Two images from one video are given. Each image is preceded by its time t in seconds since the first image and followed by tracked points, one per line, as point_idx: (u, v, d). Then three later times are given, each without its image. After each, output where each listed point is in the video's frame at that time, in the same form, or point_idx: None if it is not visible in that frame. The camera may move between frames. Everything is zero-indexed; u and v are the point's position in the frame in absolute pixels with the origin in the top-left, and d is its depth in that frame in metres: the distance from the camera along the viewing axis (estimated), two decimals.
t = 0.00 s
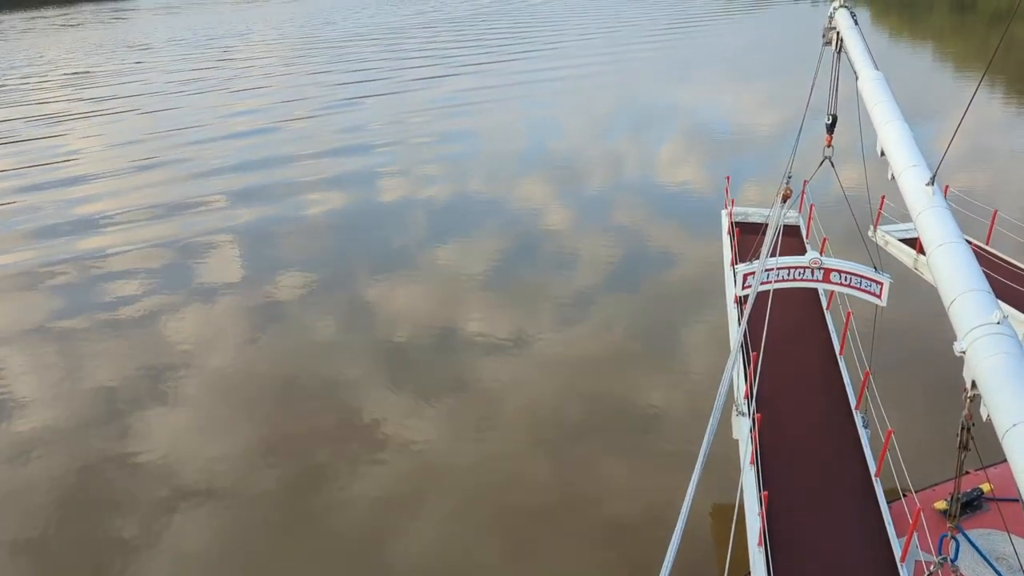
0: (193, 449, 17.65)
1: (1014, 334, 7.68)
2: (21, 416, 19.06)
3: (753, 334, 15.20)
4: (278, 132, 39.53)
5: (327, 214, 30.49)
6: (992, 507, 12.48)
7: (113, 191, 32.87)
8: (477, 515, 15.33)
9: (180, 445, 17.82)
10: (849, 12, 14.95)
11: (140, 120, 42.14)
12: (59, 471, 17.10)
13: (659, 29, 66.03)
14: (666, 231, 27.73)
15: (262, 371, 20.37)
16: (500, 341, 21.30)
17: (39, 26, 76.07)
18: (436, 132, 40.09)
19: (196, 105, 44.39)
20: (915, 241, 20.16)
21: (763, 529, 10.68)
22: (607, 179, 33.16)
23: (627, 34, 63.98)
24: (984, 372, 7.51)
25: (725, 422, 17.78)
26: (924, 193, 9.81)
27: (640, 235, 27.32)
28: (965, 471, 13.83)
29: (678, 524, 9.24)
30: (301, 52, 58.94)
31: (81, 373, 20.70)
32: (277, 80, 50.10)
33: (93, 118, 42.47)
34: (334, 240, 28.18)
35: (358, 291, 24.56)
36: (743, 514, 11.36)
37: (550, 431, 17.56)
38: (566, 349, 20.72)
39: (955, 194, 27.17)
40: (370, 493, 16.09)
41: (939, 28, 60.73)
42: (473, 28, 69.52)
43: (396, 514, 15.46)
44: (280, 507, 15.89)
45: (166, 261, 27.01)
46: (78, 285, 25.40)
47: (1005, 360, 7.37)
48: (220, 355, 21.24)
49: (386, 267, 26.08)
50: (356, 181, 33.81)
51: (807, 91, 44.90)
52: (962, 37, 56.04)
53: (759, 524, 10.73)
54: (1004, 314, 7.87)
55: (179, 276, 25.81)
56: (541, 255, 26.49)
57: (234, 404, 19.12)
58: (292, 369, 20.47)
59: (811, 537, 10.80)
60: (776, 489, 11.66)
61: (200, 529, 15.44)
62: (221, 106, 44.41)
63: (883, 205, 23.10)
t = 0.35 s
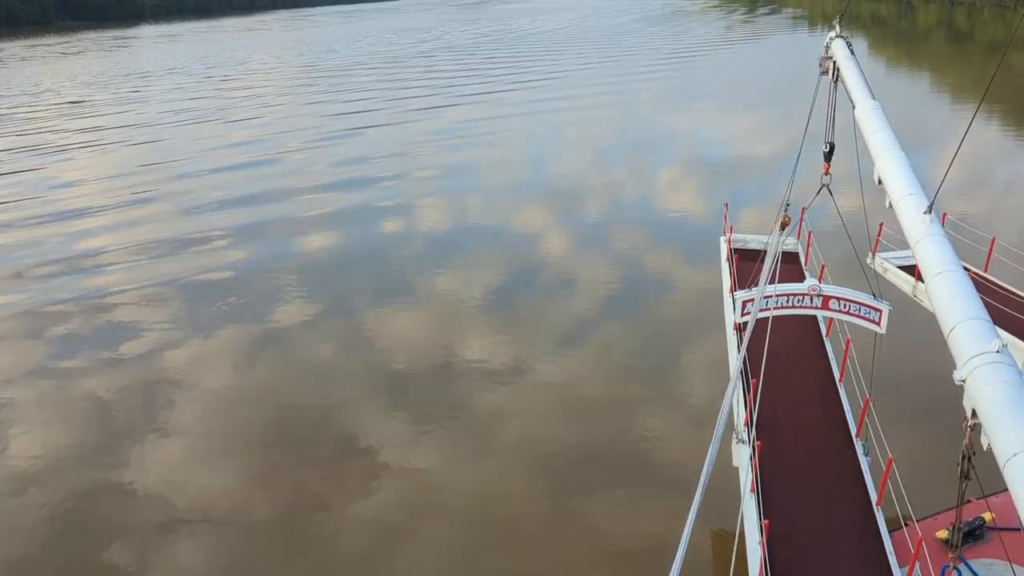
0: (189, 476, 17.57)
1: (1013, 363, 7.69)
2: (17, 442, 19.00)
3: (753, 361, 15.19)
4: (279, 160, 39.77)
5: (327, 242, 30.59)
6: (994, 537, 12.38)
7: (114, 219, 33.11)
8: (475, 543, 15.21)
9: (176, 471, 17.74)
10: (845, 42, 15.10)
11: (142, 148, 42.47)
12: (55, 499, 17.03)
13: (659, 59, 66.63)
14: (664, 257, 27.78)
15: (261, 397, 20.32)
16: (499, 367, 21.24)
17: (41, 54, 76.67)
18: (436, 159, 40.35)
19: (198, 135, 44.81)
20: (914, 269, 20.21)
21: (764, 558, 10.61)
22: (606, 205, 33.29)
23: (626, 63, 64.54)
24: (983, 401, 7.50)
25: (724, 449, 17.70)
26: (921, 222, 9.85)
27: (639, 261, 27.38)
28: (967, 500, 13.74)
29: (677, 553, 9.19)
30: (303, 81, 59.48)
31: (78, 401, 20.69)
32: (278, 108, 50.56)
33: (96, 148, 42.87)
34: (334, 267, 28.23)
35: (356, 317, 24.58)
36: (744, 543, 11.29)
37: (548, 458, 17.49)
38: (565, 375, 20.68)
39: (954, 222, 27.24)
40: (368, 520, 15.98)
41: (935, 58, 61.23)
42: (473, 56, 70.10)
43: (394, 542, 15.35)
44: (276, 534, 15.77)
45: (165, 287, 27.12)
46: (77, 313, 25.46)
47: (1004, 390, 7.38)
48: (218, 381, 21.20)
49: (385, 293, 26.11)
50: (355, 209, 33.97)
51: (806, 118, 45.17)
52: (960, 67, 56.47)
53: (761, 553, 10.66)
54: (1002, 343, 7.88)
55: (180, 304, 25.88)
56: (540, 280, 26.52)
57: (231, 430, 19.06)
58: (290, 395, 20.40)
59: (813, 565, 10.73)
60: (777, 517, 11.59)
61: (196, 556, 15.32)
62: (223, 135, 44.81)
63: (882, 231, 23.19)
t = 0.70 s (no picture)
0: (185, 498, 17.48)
1: (1014, 386, 7.68)
2: (13, 463, 18.87)
3: (753, 382, 15.19)
4: (279, 182, 39.85)
5: (327, 263, 30.59)
6: (997, 561, 12.28)
7: (115, 241, 33.17)
8: (473, 567, 15.12)
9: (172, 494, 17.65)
10: (843, 64, 15.18)
11: (143, 172, 42.62)
12: (52, 522, 16.89)
13: (659, 82, 67.01)
14: (664, 279, 27.79)
15: (260, 419, 20.27)
16: (498, 389, 21.19)
17: (42, 78, 76.99)
18: (436, 181, 40.49)
19: (199, 158, 45.05)
20: (914, 291, 20.21)
21: None
22: (605, 226, 33.36)
23: (626, 87, 64.93)
24: (984, 424, 7.48)
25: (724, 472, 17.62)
26: (920, 244, 9.87)
27: (638, 282, 27.39)
28: (969, 524, 13.64)
29: None
30: (304, 105, 59.80)
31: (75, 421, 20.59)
32: (279, 132, 50.87)
33: (98, 173, 43.08)
34: (334, 288, 28.20)
35: (355, 338, 24.52)
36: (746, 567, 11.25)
37: (547, 480, 17.39)
38: (565, 397, 20.63)
39: (952, 244, 27.29)
40: (366, 543, 15.88)
41: (934, 80, 61.60)
42: (474, 80, 70.56)
43: (392, 566, 15.25)
44: (273, 558, 15.67)
45: (162, 302, 27.07)
46: (75, 330, 25.38)
47: (1005, 413, 7.36)
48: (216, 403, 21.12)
49: (385, 314, 26.10)
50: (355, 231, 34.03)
51: (804, 141, 45.39)
52: (958, 90, 56.81)
53: None
54: (1003, 366, 7.87)
55: (176, 319, 25.81)
56: (539, 301, 26.51)
57: (230, 452, 19.00)
58: (289, 417, 20.35)
59: None
60: (779, 539, 11.54)
61: None
62: (224, 159, 45.04)
63: (881, 254, 23.30)
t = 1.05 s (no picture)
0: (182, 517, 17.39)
1: (1014, 406, 7.67)
2: (11, 481, 18.80)
3: (753, 401, 15.18)
4: (279, 203, 39.98)
5: (326, 282, 30.61)
6: None
7: (113, 260, 33.23)
8: None
9: (169, 512, 17.56)
10: (840, 85, 15.31)
11: (143, 194, 42.81)
12: (49, 540, 16.79)
13: (658, 102, 67.44)
14: (662, 296, 27.81)
15: (258, 438, 20.22)
16: (496, 408, 21.15)
17: (42, 98, 77.26)
18: (435, 199, 40.62)
19: (199, 179, 45.25)
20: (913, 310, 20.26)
21: None
22: (604, 243, 33.43)
23: (625, 106, 65.29)
24: (984, 445, 7.47)
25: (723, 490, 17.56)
26: (919, 264, 9.89)
27: (637, 300, 27.42)
28: (971, 544, 13.54)
29: None
30: (304, 125, 60.13)
31: (74, 438, 20.59)
32: (279, 153, 51.12)
33: (97, 194, 43.26)
34: (333, 306, 28.23)
35: (354, 355, 24.51)
36: None
37: (547, 499, 17.32)
38: (563, 414, 20.59)
39: (950, 262, 27.36)
40: (364, 563, 15.78)
41: (932, 100, 62.04)
42: (473, 100, 70.98)
43: None
44: None
45: (160, 321, 27.13)
46: (74, 348, 25.40)
47: (1005, 432, 7.36)
48: (214, 421, 21.05)
49: (384, 332, 26.11)
50: (355, 252, 34.14)
51: (802, 160, 45.62)
52: (957, 109, 57.19)
53: None
54: (1003, 385, 7.87)
55: (174, 338, 25.87)
56: (537, 318, 26.52)
57: (229, 470, 18.93)
58: (287, 435, 20.31)
59: None
60: (780, 559, 11.47)
61: None
62: (224, 179, 45.24)
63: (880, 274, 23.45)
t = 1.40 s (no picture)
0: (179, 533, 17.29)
1: (1014, 423, 7.64)
2: (7, 499, 18.73)
3: (753, 417, 15.13)
4: (280, 222, 40.12)
5: (325, 298, 30.59)
6: None
7: (114, 280, 33.33)
8: None
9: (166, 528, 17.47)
10: (839, 103, 15.36)
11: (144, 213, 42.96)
12: (44, 557, 16.68)
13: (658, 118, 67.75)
14: (661, 312, 27.81)
15: (256, 454, 20.15)
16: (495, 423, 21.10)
17: (43, 115, 77.59)
18: (435, 217, 40.76)
19: (200, 197, 45.42)
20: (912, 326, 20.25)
21: None
22: (603, 259, 33.50)
23: (624, 123, 65.50)
24: (986, 461, 7.43)
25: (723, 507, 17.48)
26: (919, 280, 9.87)
27: (635, 315, 27.42)
28: (973, 561, 13.44)
29: None
30: (304, 143, 60.39)
31: (71, 456, 20.50)
32: (280, 171, 51.36)
33: (98, 213, 43.44)
34: (333, 324, 28.24)
35: (353, 372, 24.49)
36: None
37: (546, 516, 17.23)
38: (563, 430, 20.53)
39: (948, 277, 27.38)
40: None
41: (932, 116, 62.35)
42: (474, 118, 71.31)
43: None
44: None
45: (160, 341, 27.14)
46: (73, 366, 25.37)
47: (1005, 450, 7.32)
48: (213, 439, 20.99)
49: (384, 348, 26.11)
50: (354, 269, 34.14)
51: (801, 176, 45.76)
52: (956, 125, 57.45)
53: None
54: (1003, 402, 7.83)
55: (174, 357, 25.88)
56: (536, 334, 26.53)
57: (227, 487, 18.86)
58: (285, 452, 20.25)
59: None
60: None
61: None
62: (224, 198, 45.43)
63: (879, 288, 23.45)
